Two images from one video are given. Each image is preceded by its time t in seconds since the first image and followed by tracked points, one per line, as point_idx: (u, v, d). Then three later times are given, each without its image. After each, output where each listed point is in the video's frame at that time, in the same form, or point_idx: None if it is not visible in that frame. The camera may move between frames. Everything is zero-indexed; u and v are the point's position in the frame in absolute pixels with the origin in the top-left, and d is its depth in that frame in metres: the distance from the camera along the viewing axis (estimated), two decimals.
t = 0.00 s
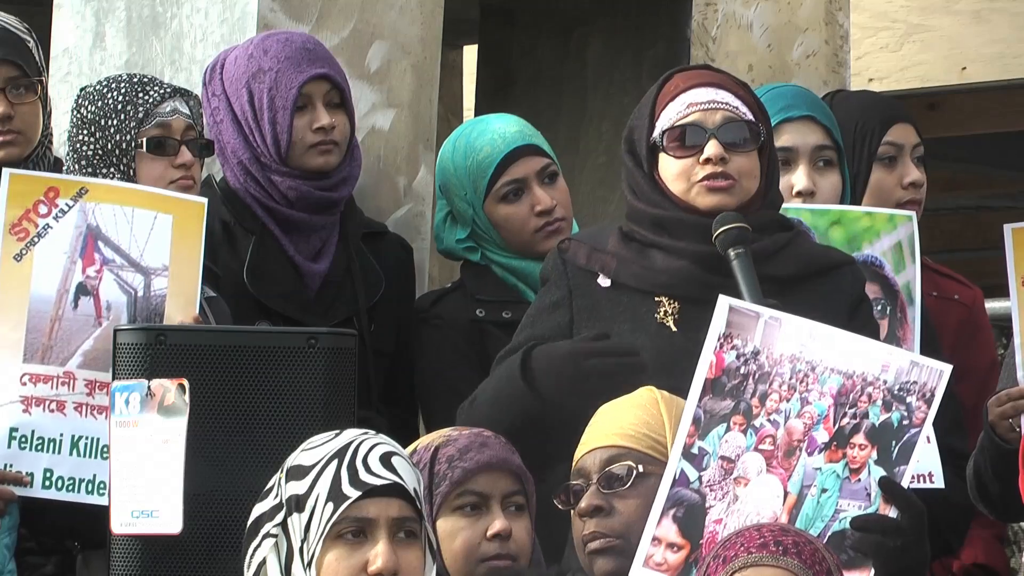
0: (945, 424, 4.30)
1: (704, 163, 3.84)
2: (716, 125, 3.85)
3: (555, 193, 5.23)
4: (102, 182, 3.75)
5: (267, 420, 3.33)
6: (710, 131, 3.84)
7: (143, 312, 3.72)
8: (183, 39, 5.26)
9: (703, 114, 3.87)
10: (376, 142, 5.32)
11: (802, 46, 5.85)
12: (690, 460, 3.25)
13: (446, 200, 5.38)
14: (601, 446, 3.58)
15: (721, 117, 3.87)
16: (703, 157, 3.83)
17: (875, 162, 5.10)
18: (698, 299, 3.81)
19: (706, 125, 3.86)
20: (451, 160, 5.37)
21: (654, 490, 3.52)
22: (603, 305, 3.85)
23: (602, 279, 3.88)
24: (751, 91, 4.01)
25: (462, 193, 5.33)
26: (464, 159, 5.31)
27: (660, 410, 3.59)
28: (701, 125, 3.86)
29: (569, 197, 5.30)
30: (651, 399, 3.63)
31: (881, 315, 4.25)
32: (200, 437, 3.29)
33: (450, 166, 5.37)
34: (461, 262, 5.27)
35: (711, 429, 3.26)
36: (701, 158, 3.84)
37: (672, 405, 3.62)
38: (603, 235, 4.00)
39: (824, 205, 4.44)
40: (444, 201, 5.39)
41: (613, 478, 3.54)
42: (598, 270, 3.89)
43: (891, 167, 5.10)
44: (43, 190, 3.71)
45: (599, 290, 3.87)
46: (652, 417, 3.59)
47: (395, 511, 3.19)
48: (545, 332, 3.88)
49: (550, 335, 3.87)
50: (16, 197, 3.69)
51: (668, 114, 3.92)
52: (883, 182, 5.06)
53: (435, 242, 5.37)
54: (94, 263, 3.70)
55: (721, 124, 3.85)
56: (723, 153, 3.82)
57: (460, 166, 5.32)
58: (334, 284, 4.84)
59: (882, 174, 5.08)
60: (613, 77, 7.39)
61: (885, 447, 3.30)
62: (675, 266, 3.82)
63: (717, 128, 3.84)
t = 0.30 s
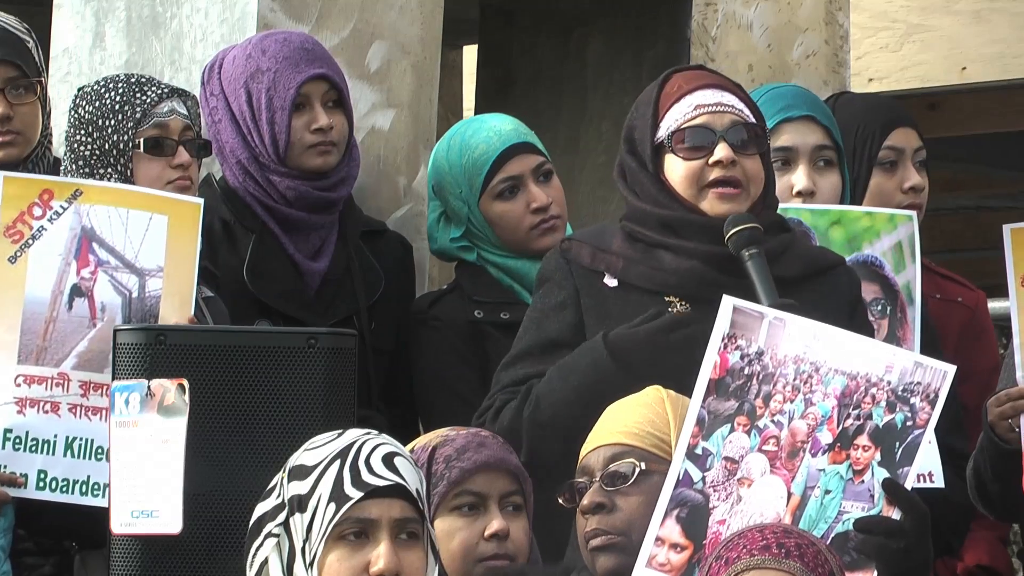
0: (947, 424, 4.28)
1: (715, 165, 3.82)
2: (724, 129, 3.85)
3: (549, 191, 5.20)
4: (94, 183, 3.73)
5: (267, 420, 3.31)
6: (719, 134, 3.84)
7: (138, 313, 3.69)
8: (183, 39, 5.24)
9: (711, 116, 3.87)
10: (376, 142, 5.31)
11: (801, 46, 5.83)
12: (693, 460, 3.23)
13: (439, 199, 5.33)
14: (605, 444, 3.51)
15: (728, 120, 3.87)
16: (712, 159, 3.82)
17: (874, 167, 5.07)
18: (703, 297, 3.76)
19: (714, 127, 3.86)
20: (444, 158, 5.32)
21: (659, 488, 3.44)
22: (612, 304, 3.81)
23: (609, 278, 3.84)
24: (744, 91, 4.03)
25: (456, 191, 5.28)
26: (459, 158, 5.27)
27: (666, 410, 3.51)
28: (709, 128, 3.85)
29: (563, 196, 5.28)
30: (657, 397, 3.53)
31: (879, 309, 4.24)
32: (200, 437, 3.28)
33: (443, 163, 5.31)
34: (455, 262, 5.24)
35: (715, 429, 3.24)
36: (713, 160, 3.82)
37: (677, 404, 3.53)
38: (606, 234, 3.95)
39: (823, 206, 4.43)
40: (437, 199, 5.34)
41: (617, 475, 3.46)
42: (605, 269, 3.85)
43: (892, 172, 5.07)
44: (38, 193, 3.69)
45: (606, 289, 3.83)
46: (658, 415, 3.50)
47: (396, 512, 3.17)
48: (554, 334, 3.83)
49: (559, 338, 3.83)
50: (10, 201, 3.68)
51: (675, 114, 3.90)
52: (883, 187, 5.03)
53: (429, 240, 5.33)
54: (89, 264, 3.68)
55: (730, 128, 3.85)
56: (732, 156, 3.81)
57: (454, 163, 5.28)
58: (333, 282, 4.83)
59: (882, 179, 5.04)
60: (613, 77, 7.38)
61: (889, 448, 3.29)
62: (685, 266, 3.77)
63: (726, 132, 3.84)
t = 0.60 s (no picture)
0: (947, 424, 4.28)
1: (717, 172, 3.80)
2: (727, 134, 3.82)
3: (546, 191, 5.20)
4: (89, 182, 3.72)
5: (267, 420, 3.30)
6: (721, 140, 3.81)
7: (132, 312, 3.68)
8: (183, 39, 5.23)
9: (713, 122, 3.84)
10: (376, 142, 5.30)
11: (802, 46, 5.82)
12: (698, 460, 3.20)
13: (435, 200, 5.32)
14: (610, 444, 3.50)
15: (731, 126, 3.84)
16: (715, 166, 3.80)
17: (874, 166, 5.06)
18: (705, 301, 3.75)
19: (717, 133, 3.83)
20: (440, 159, 5.30)
21: (664, 488, 3.44)
22: (615, 309, 3.80)
23: (612, 282, 3.83)
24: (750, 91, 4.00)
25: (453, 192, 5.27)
26: (456, 159, 5.25)
27: (672, 410, 3.50)
28: (712, 134, 3.83)
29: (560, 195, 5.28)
30: (663, 397, 3.52)
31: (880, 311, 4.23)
32: (201, 437, 3.26)
33: (440, 165, 5.29)
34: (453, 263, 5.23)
35: (720, 429, 3.22)
36: (715, 167, 3.80)
37: (683, 405, 3.51)
38: (609, 235, 3.94)
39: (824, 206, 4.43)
40: (434, 200, 5.33)
41: (623, 475, 3.45)
42: (608, 272, 3.84)
43: (892, 172, 5.05)
44: (32, 191, 3.68)
45: (609, 293, 3.83)
46: (664, 415, 3.49)
47: (398, 512, 3.16)
48: (558, 337, 3.83)
49: (561, 341, 3.83)
50: (5, 199, 3.67)
51: (678, 120, 3.88)
52: (883, 187, 5.02)
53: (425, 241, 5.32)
54: (83, 263, 3.67)
55: (733, 133, 3.82)
56: (735, 162, 3.79)
57: (450, 165, 5.26)
58: (334, 280, 4.82)
59: (882, 180, 5.03)
60: (614, 77, 7.36)
61: (893, 449, 3.28)
62: (688, 270, 3.75)
63: (729, 138, 3.81)
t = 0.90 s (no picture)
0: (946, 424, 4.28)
1: (706, 176, 3.79)
2: (717, 137, 3.81)
3: (548, 191, 5.22)
4: (88, 181, 3.71)
5: (267, 419, 3.29)
6: (711, 143, 3.80)
7: (131, 312, 3.68)
8: (183, 39, 5.23)
9: (704, 125, 3.83)
10: (376, 142, 5.28)
11: (801, 46, 5.81)
12: (702, 459, 3.20)
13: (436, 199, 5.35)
14: (617, 443, 3.49)
15: (723, 128, 3.83)
16: (704, 171, 3.79)
17: (871, 170, 5.04)
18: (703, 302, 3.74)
19: (707, 137, 3.82)
20: (442, 158, 5.33)
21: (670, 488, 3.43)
22: (606, 310, 3.81)
23: (605, 285, 3.84)
24: (748, 90, 3.97)
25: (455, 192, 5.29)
26: (457, 159, 5.27)
27: (676, 409, 3.50)
28: (702, 137, 3.81)
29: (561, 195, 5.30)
30: (669, 398, 3.52)
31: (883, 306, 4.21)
32: (201, 438, 3.26)
33: (442, 165, 5.32)
34: (454, 263, 5.25)
35: (724, 428, 3.22)
36: (703, 171, 3.79)
37: (687, 404, 3.51)
38: (607, 239, 3.95)
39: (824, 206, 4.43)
40: (435, 201, 5.36)
41: (628, 475, 3.45)
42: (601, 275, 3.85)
43: (889, 173, 5.04)
44: (30, 190, 3.68)
45: (602, 296, 3.83)
46: (669, 415, 3.49)
47: (397, 513, 3.15)
48: (552, 341, 3.87)
49: (556, 344, 3.86)
50: (4, 198, 3.66)
51: (669, 123, 3.88)
52: (881, 188, 5.00)
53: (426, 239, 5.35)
54: (82, 262, 3.66)
55: (722, 135, 3.81)
56: (725, 165, 3.78)
57: (452, 164, 5.28)
58: (333, 283, 4.81)
59: (879, 182, 5.02)
60: (613, 77, 7.34)
61: (898, 449, 3.26)
62: (679, 273, 3.75)
63: (719, 140, 3.80)
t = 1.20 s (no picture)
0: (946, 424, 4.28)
1: (710, 170, 3.79)
2: (724, 133, 3.80)
3: (547, 191, 5.24)
4: (91, 183, 3.71)
5: (267, 419, 3.29)
6: (718, 138, 3.80)
7: (134, 313, 3.68)
8: (183, 39, 5.22)
9: (712, 120, 3.82)
10: (376, 143, 5.28)
11: (801, 46, 5.82)
12: (704, 460, 3.20)
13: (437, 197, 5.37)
14: (621, 443, 3.49)
15: (730, 125, 3.82)
16: (709, 165, 3.78)
17: (871, 170, 5.05)
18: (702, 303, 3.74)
19: (714, 132, 3.81)
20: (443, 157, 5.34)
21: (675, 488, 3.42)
22: (602, 310, 3.82)
23: (602, 284, 3.86)
24: (760, 93, 3.96)
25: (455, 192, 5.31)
26: (457, 158, 5.29)
27: (681, 409, 3.49)
28: (709, 132, 3.81)
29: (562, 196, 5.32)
30: (673, 398, 3.52)
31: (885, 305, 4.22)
32: (201, 438, 3.26)
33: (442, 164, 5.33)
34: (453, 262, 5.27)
35: (726, 429, 3.21)
36: (707, 166, 3.79)
37: (693, 404, 3.51)
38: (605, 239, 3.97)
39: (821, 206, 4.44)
40: (438, 201, 5.39)
41: (632, 474, 3.44)
42: (598, 274, 3.87)
43: (889, 173, 5.04)
44: (34, 191, 3.67)
45: (598, 296, 3.85)
46: (673, 415, 3.48)
47: (397, 516, 3.15)
48: (550, 340, 3.87)
49: (554, 344, 3.87)
50: (6, 199, 3.66)
51: (678, 117, 3.87)
52: (879, 189, 5.00)
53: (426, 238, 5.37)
54: (85, 264, 3.66)
55: (730, 131, 3.80)
56: (730, 161, 3.77)
57: (452, 163, 5.30)
58: (332, 283, 4.80)
59: (878, 182, 5.02)
60: (613, 76, 7.35)
61: (901, 449, 3.26)
62: (674, 272, 3.76)
63: (726, 136, 3.79)
